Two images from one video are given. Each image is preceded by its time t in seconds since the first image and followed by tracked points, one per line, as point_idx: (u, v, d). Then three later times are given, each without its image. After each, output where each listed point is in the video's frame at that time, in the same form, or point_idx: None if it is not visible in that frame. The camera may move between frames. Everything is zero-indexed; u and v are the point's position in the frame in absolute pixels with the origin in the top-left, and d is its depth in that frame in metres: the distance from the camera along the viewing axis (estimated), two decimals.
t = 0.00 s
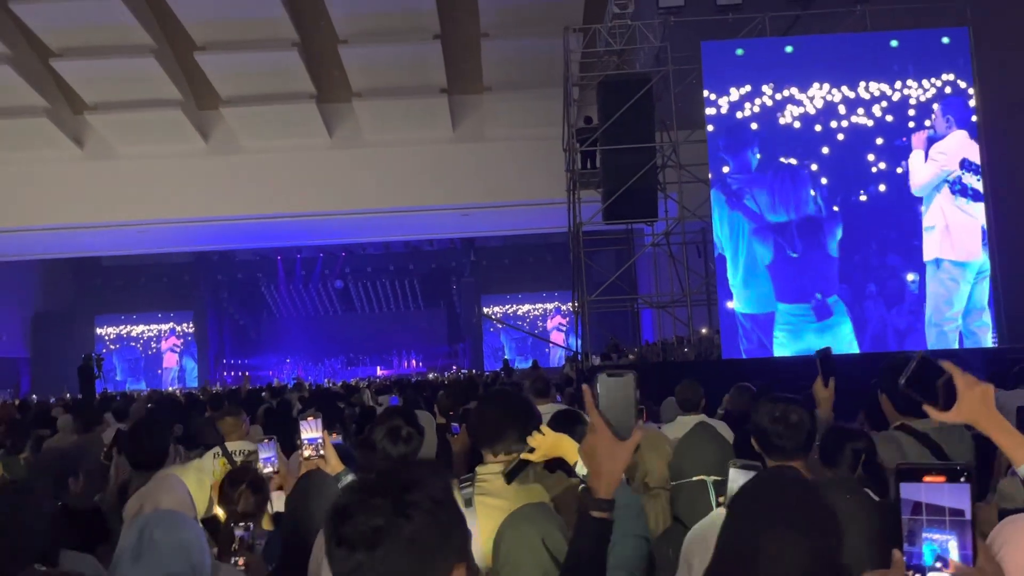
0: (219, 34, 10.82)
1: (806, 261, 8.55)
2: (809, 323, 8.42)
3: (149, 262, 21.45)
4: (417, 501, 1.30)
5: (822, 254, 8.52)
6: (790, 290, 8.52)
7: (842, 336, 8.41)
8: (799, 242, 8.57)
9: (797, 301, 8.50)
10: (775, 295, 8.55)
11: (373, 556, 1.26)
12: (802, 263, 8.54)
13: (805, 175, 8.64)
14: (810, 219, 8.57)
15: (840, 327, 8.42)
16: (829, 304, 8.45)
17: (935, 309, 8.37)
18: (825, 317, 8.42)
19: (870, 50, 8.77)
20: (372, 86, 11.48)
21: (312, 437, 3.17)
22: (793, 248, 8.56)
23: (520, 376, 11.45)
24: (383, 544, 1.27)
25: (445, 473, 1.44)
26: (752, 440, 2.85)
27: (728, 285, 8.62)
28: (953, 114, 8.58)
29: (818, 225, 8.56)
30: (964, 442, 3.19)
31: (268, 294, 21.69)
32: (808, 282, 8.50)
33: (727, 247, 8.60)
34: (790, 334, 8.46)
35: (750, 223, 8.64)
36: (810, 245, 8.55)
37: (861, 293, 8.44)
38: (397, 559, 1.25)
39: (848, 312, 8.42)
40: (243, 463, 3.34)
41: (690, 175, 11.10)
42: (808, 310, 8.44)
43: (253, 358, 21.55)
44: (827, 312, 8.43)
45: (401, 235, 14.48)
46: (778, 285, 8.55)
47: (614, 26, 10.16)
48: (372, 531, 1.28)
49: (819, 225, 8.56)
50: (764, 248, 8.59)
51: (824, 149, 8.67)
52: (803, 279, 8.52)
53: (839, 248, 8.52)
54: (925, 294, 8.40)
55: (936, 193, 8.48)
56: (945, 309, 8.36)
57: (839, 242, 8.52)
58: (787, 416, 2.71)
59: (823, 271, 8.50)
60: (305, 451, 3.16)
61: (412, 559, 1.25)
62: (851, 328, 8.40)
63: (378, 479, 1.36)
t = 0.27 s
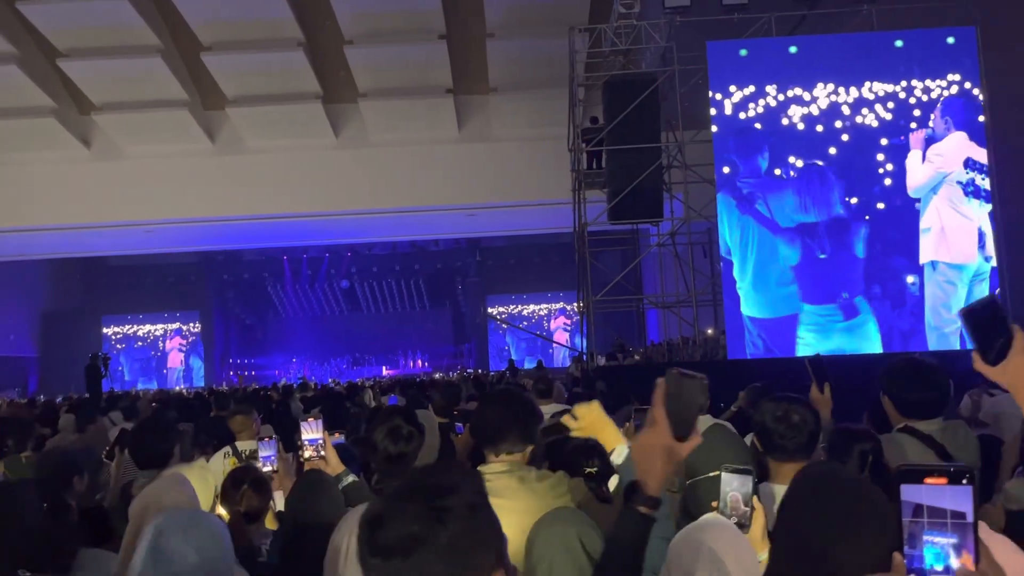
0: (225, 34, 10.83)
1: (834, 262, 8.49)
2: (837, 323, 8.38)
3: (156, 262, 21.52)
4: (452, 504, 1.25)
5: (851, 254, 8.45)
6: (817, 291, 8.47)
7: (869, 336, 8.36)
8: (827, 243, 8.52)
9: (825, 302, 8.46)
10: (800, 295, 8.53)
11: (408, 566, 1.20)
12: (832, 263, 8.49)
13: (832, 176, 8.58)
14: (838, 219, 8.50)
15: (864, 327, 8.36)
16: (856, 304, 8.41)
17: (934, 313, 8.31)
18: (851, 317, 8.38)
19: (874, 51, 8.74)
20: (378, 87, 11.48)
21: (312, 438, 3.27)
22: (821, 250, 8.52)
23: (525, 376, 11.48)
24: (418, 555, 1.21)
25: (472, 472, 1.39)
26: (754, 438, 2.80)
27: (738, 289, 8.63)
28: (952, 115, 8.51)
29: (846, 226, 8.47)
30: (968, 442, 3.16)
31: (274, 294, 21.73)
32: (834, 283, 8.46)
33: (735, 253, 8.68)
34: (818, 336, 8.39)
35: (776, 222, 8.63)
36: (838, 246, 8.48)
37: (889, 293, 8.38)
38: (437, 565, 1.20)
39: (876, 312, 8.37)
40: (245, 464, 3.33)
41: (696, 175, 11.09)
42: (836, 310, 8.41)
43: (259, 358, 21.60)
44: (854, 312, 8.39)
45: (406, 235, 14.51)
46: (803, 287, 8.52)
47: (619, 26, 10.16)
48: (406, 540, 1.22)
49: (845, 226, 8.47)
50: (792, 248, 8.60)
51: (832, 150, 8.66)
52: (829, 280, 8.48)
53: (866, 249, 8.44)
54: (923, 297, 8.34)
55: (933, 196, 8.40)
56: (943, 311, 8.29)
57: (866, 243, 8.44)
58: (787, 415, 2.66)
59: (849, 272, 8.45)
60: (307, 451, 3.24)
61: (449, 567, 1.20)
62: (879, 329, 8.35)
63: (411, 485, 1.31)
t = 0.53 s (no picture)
0: (236, 31, 10.85)
1: (864, 260, 8.42)
2: (864, 321, 8.36)
3: (166, 258, 21.60)
4: (494, 495, 1.25)
5: (880, 252, 8.40)
6: (844, 289, 8.42)
7: (895, 333, 8.33)
8: (858, 241, 8.44)
9: (853, 299, 8.41)
10: (823, 292, 8.45)
11: (453, 555, 1.21)
12: (862, 261, 8.41)
13: (864, 173, 8.49)
14: (869, 217, 8.43)
15: (891, 324, 8.34)
16: (883, 301, 8.38)
17: (940, 314, 8.27)
18: (878, 314, 8.36)
19: (884, 51, 8.69)
20: (387, 84, 11.49)
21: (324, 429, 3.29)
22: (852, 248, 8.43)
23: (531, 374, 11.49)
24: (461, 544, 1.21)
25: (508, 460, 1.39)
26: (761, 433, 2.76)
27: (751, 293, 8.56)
28: (954, 115, 8.49)
29: (875, 224, 8.42)
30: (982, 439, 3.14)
31: (282, 290, 21.79)
32: (862, 281, 8.39)
33: (754, 254, 8.57)
34: (844, 333, 8.40)
35: (804, 218, 8.52)
36: (868, 244, 8.42)
37: (916, 292, 8.33)
38: (481, 555, 1.20)
39: (903, 310, 8.34)
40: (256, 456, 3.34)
41: (704, 173, 11.07)
42: (863, 308, 8.38)
43: (267, 354, 21.64)
44: (881, 309, 8.37)
45: (413, 232, 14.53)
46: (828, 285, 8.44)
47: (628, 23, 10.12)
48: (450, 529, 1.22)
49: (875, 224, 8.42)
50: (821, 246, 8.47)
51: (844, 148, 8.59)
52: (857, 278, 8.40)
53: (895, 248, 8.39)
54: (927, 298, 8.31)
55: (936, 197, 8.37)
56: (947, 313, 8.26)
57: (896, 242, 8.39)
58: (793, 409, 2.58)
59: (878, 270, 8.38)
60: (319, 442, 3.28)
61: (494, 558, 1.20)
62: (905, 327, 8.32)
63: (452, 473, 1.31)
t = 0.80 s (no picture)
0: (246, 27, 10.87)
1: (887, 261, 8.33)
2: (882, 322, 8.24)
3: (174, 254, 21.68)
4: (527, 479, 1.26)
5: (902, 253, 8.30)
6: (861, 289, 8.34)
7: (914, 336, 8.21)
8: (881, 241, 8.35)
9: (871, 300, 8.31)
10: (841, 292, 8.38)
11: (484, 540, 1.22)
12: (885, 262, 8.32)
13: (893, 175, 8.40)
14: (891, 217, 8.35)
15: (908, 326, 8.21)
16: (902, 302, 8.25)
17: (949, 318, 8.17)
18: (896, 316, 8.23)
19: (895, 53, 8.64)
20: (396, 81, 11.50)
21: (339, 421, 3.35)
22: (876, 247, 8.34)
23: (539, 372, 11.51)
24: (493, 528, 1.23)
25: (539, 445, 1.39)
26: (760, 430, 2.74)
27: (763, 294, 8.61)
28: (958, 118, 8.39)
29: (897, 225, 8.32)
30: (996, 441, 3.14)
31: (290, 287, 21.85)
32: (882, 281, 8.29)
33: (770, 254, 8.57)
34: (861, 333, 8.30)
35: (826, 217, 8.49)
36: (892, 245, 8.33)
37: (937, 294, 8.21)
38: (513, 541, 1.22)
39: (922, 313, 8.21)
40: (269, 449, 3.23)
41: (713, 173, 11.05)
42: (881, 309, 8.26)
43: (275, 351, 21.70)
44: (900, 311, 8.24)
45: (422, 230, 14.55)
46: (847, 285, 8.37)
47: (639, 23, 10.11)
48: (483, 513, 1.24)
49: (896, 225, 8.33)
50: (842, 245, 8.43)
51: (856, 150, 8.56)
52: (877, 278, 8.31)
53: (918, 250, 8.28)
54: (933, 301, 8.21)
55: (942, 200, 8.26)
56: (952, 316, 8.17)
57: (919, 244, 8.28)
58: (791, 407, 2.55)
59: (898, 271, 8.29)
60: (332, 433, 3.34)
61: (526, 542, 1.21)
62: (924, 330, 8.20)
63: (485, 459, 1.32)
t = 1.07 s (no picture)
0: (265, 23, 10.90)
1: (904, 262, 8.23)
2: (898, 323, 8.18)
3: (191, 248, 21.79)
4: (554, 461, 1.48)
5: (920, 255, 8.20)
6: (877, 288, 8.27)
7: (932, 339, 8.09)
8: (900, 241, 8.26)
9: (888, 301, 8.23)
10: (858, 293, 8.32)
11: (512, 514, 1.44)
12: (903, 263, 8.23)
13: (913, 177, 8.30)
14: (912, 218, 8.23)
15: (925, 327, 8.12)
16: (920, 304, 8.17)
17: (963, 323, 8.03)
18: (913, 317, 8.15)
19: (917, 54, 8.57)
20: (413, 78, 11.51)
21: (366, 411, 3.67)
22: (894, 248, 8.25)
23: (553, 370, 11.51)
24: (520, 505, 1.44)
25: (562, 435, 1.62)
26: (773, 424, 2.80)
27: (782, 292, 8.60)
28: (972, 121, 8.31)
29: (916, 227, 8.21)
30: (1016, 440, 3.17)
31: (306, 283, 21.94)
32: (899, 282, 8.21)
33: (789, 252, 8.56)
34: (878, 333, 8.22)
35: (847, 216, 8.44)
36: (910, 245, 8.22)
37: (954, 296, 8.08)
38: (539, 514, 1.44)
39: (938, 315, 8.10)
40: (300, 436, 3.52)
41: (730, 172, 11.01)
42: (898, 310, 8.20)
43: (290, 346, 21.82)
44: (916, 313, 8.16)
45: (437, 227, 14.60)
46: (864, 285, 8.31)
47: (658, 21, 10.06)
48: (508, 490, 1.45)
49: (915, 227, 8.21)
50: (859, 244, 8.37)
51: (875, 150, 8.49)
52: (894, 279, 8.23)
53: (938, 252, 8.16)
54: (948, 307, 8.09)
55: (956, 204, 8.12)
56: (966, 320, 8.03)
57: (939, 246, 8.16)
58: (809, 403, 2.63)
59: (917, 272, 8.19)
60: (361, 423, 3.63)
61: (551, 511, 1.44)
62: (941, 333, 8.07)
63: (511, 438, 1.53)
